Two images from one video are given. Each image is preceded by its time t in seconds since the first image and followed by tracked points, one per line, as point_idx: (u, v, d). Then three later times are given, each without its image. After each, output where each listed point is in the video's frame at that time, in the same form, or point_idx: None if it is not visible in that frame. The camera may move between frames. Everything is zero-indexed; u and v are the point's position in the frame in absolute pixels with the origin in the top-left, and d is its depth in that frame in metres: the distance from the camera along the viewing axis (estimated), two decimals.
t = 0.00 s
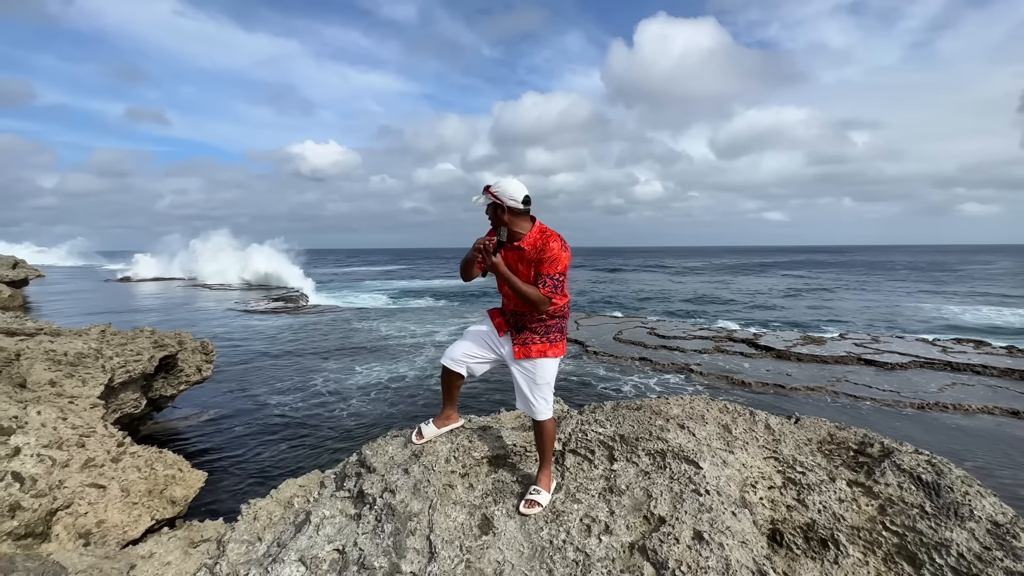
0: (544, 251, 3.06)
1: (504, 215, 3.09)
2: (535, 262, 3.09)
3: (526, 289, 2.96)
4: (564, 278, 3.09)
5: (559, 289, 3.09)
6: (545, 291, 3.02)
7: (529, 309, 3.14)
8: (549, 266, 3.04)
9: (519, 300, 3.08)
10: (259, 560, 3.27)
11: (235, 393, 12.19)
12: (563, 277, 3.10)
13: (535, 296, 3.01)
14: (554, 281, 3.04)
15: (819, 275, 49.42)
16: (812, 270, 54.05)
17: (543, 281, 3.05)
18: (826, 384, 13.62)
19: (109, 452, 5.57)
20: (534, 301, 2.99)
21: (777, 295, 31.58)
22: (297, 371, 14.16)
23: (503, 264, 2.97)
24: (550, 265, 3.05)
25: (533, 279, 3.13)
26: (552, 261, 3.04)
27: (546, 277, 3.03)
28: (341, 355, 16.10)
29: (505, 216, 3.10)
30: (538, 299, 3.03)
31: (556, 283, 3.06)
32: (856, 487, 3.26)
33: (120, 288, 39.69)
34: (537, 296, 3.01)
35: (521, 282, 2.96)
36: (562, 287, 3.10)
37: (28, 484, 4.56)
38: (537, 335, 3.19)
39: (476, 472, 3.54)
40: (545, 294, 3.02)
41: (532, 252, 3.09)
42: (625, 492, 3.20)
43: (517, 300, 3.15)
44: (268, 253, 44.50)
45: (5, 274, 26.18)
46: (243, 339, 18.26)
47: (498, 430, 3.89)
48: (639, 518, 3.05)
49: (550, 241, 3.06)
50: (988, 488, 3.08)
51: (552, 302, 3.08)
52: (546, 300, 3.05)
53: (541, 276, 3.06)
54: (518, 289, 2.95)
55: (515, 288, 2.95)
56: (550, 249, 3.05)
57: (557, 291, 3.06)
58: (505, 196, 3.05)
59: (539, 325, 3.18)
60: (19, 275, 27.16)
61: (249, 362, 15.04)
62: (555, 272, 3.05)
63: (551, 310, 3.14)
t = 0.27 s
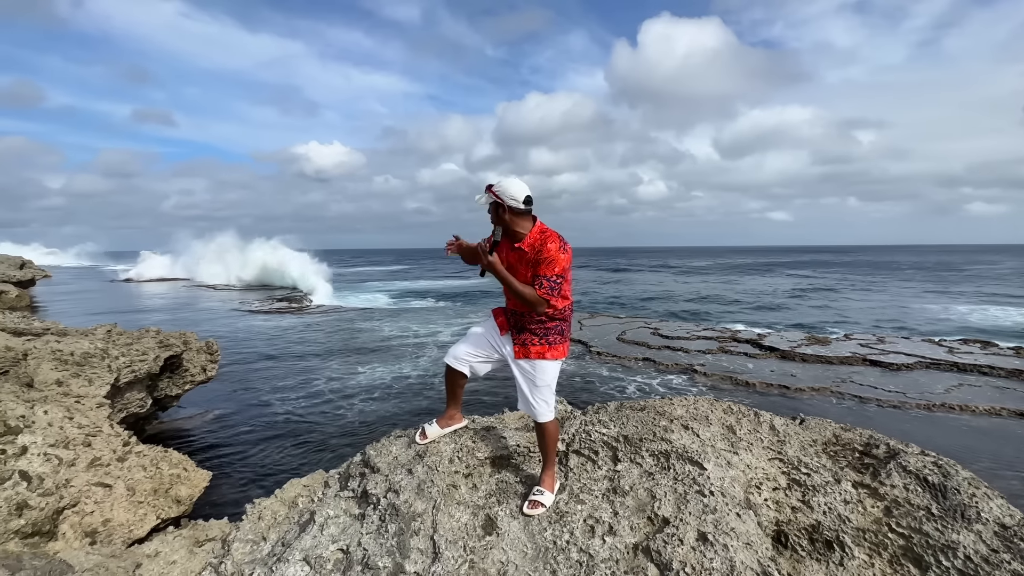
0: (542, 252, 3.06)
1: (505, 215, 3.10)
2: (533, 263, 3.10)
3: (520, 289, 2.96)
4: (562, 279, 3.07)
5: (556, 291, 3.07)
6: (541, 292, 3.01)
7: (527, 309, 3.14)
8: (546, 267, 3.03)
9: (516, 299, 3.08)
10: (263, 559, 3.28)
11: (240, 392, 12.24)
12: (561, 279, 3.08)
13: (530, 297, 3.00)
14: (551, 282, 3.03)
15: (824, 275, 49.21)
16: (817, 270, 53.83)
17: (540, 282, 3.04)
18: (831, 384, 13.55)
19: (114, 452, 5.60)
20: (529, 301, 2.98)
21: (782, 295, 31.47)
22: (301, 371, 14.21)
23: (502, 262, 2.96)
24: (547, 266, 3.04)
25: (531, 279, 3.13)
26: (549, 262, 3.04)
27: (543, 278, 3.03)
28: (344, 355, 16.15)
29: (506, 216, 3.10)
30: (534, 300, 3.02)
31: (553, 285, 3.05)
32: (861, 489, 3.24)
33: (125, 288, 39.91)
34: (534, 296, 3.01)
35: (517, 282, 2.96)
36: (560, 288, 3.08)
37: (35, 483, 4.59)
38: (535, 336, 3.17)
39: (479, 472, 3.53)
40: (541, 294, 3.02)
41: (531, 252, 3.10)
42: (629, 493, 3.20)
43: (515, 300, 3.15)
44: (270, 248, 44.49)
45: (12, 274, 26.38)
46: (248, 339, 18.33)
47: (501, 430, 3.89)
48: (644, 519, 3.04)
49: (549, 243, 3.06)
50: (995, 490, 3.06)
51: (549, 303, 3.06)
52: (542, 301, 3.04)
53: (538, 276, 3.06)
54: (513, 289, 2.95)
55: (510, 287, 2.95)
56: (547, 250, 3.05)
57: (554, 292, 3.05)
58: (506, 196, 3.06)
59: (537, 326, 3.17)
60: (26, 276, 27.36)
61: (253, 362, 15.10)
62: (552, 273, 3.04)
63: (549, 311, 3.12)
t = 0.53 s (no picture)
0: (543, 252, 3.06)
1: (508, 214, 3.11)
2: (534, 263, 3.09)
3: (519, 288, 2.96)
4: (562, 280, 3.06)
5: (556, 292, 3.05)
6: (540, 292, 3.00)
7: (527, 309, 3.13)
8: (546, 268, 3.03)
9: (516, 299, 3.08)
10: (269, 558, 3.29)
11: (245, 392, 12.30)
12: (561, 280, 3.06)
13: (529, 297, 2.99)
14: (551, 283, 3.02)
15: (831, 275, 48.92)
16: (824, 270, 53.50)
17: (539, 282, 3.03)
18: (837, 385, 13.47)
19: (121, 451, 5.64)
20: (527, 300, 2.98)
21: (788, 296, 31.33)
22: (306, 371, 14.27)
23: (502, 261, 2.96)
24: (547, 267, 3.03)
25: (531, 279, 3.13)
26: (549, 263, 3.03)
27: (542, 278, 3.02)
28: (349, 355, 16.21)
29: (509, 214, 3.10)
30: (533, 300, 3.01)
31: (552, 285, 3.03)
32: (868, 491, 3.22)
33: (133, 288, 40.21)
34: (533, 296, 3.00)
35: (515, 281, 2.96)
36: (560, 289, 3.07)
37: (44, 481, 4.63)
38: (536, 336, 3.17)
39: (484, 472, 3.54)
40: (540, 295, 3.01)
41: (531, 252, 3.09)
42: (634, 494, 3.19)
43: (515, 300, 3.15)
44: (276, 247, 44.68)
45: (22, 274, 26.63)
46: (254, 339, 18.43)
47: (506, 430, 3.89)
48: (648, 520, 3.03)
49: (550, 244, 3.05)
50: (1004, 492, 3.02)
51: (549, 304, 3.05)
52: (542, 301, 3.02)
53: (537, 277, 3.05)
54: (512, 288, 2.95)
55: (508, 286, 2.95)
56: (548, 251, 3.05)
57: (554, 293, 3.04)
58: (509, 195, 3.07)
59: (537, 327, 3.16)
60: (36, 276, 27.63)
61: (259, 362, 15.17)
62: (551, 274, 3.03)
63: (548, 312, 3.11)
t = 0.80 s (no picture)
0: (547, 255, 3.06)
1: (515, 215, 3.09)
2: (538, 265, 3.09)
3: (522, 291, 2.96)
4: (565, 283, 3.06)
5: (559, 294, 3.06)
6: (542, 295, 3.00)
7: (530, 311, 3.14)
8: (549, 271, 3.03)
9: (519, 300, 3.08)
10: (275, 557, 3.31)
11: (251, 392, 12.37)
12: (564, 283, 3.07)
13: (532, 299, 2.99)
14: (554, 286, 3.03)
15: (838, 275, 48.63)
16: (830, 270, 53.18)
17: (542, 285, 3.04)
18: (844, 386, 13.38)
19: (129, 450, 5.69)
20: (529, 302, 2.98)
21: (794, 296, 31.18)
22: (312, 371, 14.33)
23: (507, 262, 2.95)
24: (550, 270, 3.04)
25: (535, 281, 3.13)
26: (553, 266, 3.04)
27: (545, 281, 3.03)
28: (354, 355, 16.27)
29: (515, 215, 3.09)
30: (536, 302, 3.02)
31: (555, 288, 3.04)
32: (875, 493, 3.20)
33: (140, 289, 40.52)
34: (535, 299, 3.00)
35: (519, 283, 2.96)
36: (563, 292, 3.07)
37: (53, 480, 4.67)
38: (537, 337, 3.17)
39: (488, 473, 3.54)
40: (542, 297, 3.01)
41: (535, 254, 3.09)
42: (638, 495, 3.18)
43: (518, 301, 3.14)
44: (281, 246, 44.99)
45: (31, 275, 26.90)
46: (259, 339, 18.52)
47: (510, 431, 3.89)
48: (653, 521, 3.03)
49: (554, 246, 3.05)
50: (1014, 495, 2.99)
51: (551, 306, 3.05)
52: (544, 304, 3.02)
53: (541, 279, 3.05)
54: (515, 290, 2.95)
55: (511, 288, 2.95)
56: (551, 253, 3.05)
57: (556, 296, 3.04)
58: (516, 195, 3.06)
59: (539, 328, 3.16)
60: (45, 276, 27.90)
61: (265, 362, 15.24)
62: (555, 277, 3.03)
63: (550, 314, 3.11)
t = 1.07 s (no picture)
0: (557, 251, 3.04)
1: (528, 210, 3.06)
2: (547, 261, 3.07)
3: (536, 287, 2.91)
4: (576, 279, 3.04)
5: (569, 291, 3.04)
6: (554, 291, 2.98)
7: (540, 308, 3.11)
8: (560, 266, 3.01)
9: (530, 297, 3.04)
10: (281, 556, 3.32)
11: (257, 392, 12.42)
12: (574, 279, 3.05)
13: (545, 295, 2.96)
14: (565, 282, 3.01)
15: (843, 275, 48.46)
16: (836, 270, 52.95)
17: (554, 281, 3.01)
18: (850, 387, 13.31)
19: (136, 449, 5.72)
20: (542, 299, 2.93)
21: (799, 296, 31.08)
22: (317, 371, 14.38)
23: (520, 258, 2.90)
24: (561, 266, 3.01)
25: (545, 277, 3.10)
26: (563, 262, 3.01)
27: (556, 277, 3.00)
28: (359, 355, 16.32)
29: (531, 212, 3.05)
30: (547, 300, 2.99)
31: (566, 284, 3.02)
32: (883, 494, 3.18)
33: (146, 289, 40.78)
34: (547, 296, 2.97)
35: (533, 279, 2.91)
36: (573, 288, 3.05)
37: (61, 479, 4.71)
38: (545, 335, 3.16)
39: (494, 473, 3.54)
40: (554, 293, 2.97)
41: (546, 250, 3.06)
42: (644, 496, 3.17)
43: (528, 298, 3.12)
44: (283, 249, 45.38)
45: (39, 275, 27.12)
46: (264, 339, 18.60)
47: (515, 431, 3.88)
48: (659, 522, 3.01)
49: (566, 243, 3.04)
50: None
51: (562, 303, 3.03)
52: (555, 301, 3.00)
53: (552, 276, 3.03)
54: (529, 288, 2.91)
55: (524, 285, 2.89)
56: (561, 249, 3.03)
57: (567, 292, 3.02)
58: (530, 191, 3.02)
59: (548, 326, 3.15)
60: (53, 277, 28.13)
61: (270, 362, 15.30)
62: (566, 273, 3.01)
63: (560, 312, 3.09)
